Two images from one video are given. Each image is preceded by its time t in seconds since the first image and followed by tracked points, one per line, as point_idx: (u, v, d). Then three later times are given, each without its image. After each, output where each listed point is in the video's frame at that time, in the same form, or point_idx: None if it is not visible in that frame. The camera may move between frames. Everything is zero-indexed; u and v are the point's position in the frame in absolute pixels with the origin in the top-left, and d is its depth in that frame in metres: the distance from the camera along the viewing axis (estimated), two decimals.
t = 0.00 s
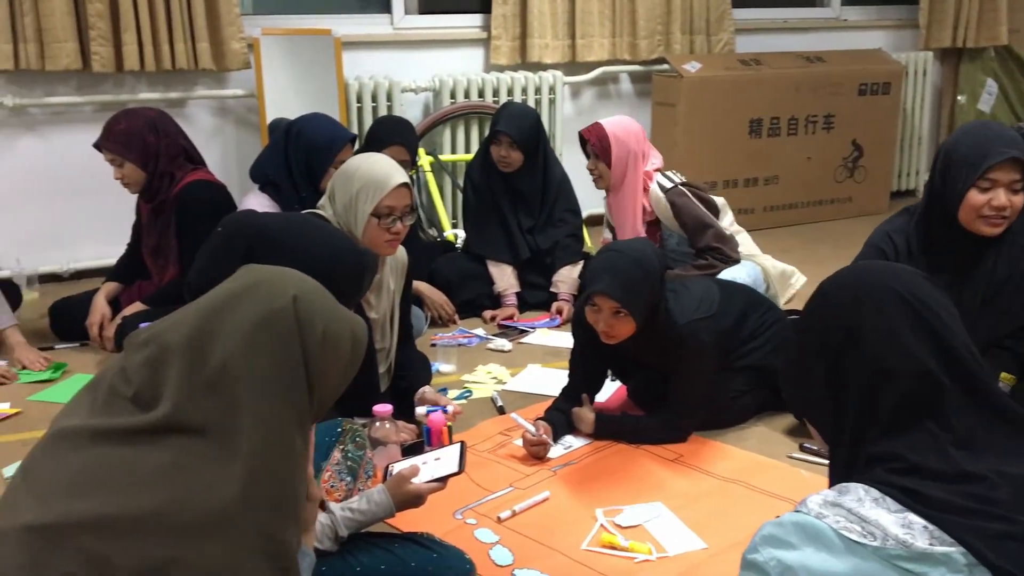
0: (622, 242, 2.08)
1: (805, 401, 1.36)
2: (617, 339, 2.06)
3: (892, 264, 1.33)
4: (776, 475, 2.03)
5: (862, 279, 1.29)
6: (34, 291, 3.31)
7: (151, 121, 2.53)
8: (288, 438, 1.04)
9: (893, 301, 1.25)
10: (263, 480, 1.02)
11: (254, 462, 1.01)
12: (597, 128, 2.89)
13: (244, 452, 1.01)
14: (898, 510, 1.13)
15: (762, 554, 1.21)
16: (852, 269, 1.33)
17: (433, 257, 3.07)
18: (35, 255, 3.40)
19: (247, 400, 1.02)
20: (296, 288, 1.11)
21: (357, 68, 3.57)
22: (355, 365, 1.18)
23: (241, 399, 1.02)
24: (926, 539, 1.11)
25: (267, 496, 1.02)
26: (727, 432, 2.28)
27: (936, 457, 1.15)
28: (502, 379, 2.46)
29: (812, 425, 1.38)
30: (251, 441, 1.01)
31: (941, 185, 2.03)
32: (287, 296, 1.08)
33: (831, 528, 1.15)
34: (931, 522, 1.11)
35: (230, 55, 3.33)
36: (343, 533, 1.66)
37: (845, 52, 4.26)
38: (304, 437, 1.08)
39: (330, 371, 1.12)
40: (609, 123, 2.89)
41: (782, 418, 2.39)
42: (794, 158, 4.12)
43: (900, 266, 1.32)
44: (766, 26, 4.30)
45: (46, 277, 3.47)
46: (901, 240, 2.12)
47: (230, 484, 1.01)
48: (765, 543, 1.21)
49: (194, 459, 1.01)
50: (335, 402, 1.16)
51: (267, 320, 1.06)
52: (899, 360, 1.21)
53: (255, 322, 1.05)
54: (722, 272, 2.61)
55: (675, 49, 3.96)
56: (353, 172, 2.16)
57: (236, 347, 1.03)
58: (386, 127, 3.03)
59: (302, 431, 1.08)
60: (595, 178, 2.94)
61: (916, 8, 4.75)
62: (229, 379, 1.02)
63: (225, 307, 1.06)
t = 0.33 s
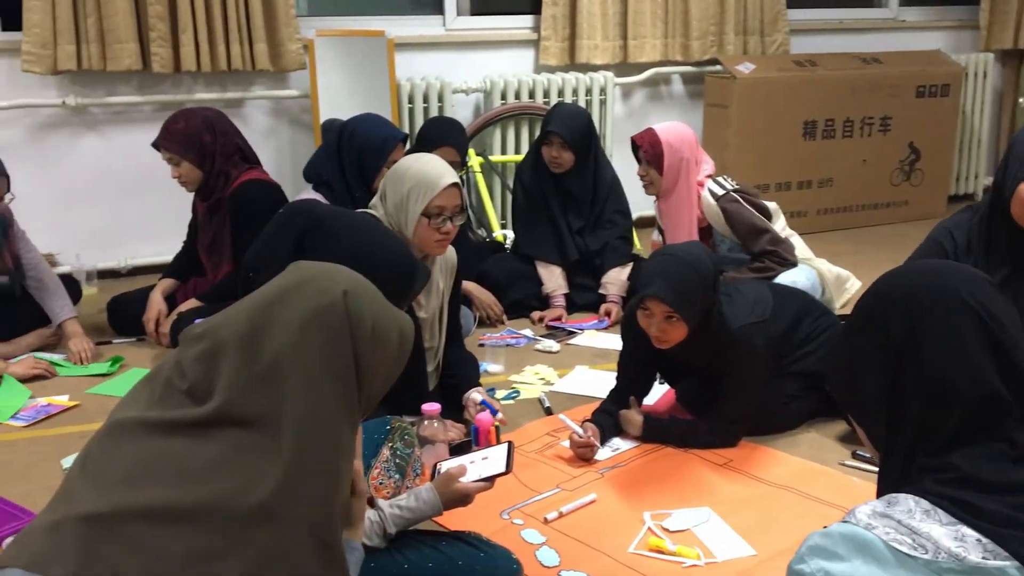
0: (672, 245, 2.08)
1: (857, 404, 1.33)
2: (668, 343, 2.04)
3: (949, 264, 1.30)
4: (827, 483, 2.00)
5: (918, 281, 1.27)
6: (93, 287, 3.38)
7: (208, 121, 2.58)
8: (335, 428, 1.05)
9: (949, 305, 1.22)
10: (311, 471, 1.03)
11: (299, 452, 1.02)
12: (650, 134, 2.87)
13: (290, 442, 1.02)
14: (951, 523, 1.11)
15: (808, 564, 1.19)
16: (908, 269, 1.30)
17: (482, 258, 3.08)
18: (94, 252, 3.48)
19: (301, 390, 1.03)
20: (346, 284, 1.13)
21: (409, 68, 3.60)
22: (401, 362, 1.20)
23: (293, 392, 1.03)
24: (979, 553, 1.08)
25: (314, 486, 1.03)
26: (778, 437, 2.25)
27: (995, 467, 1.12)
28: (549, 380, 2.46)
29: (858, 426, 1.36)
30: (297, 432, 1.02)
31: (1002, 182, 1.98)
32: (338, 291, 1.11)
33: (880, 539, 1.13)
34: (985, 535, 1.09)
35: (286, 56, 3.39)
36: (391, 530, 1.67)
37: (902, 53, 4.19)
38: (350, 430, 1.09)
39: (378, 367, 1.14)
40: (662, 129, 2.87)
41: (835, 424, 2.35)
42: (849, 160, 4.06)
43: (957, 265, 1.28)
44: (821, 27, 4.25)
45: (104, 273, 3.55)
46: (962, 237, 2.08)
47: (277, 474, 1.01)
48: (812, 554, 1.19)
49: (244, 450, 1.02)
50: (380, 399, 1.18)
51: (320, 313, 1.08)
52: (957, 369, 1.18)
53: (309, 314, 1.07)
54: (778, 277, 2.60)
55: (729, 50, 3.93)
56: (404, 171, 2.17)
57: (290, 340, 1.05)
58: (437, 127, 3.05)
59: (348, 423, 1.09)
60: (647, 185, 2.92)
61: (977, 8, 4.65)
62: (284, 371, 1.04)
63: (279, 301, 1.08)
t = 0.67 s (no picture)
0: (722, 252, 2.06)
1: (921, 413, 1.33)
2: (718, 349, 2.03)
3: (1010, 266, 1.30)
4: (880, 490, 1.97)
5: (977, 285, 1.28)
6: (150, 283, 3.46)
7: (263, 120, 2.62)
8: (386, 425, 1.07)
9: (1007, 310, 1.22)
10: (363, 466, 1.04)
11: (353, 448, 1.03)
12: (706, 135, 2.84)
13: (343, 438, 1.03)
14: (1009, 532, 1.13)
15: (861, 567, 1.21)
16: (967, 273, 1.31)
17: (530, 258, 3.09)
18: (151, 249, 3.56)
19: (354, 387, 1.04)
20: (398, 283, 1.14)
21: (460, 69, 3.62)
22: (451, 360, 1.20)
23: (346, 389, 1.04)
24: None
25: (366, 481, 1.04)
26: (830, 444, 2.23)
27: None
28: (597, 381, 2.45)
29: (923, 432, 1.37)
30: (351, 427, 1.03)
31: None
32: (390, 289, 1.12)
33: (936, 545, 1.13)
34: None
35: (339, 56, 3.43)
36: (438, 528, 1.67)
37: (960, 53, 4.11)
38: (402, 426, 1.10)
39: (429, 365, 1.15)
40: (717, 130, 2.84)
41: (889, 431, 2.32)
42: (905, 162, 3.99)
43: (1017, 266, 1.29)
44: (877, 27, 4.18)
45: (161, 270, 3.63)
46: None
47: (330, 469, 1.02)
48: (866, 558, 1.21)
49: (298, 444, 1.03)
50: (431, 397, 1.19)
51: (373, 311, 1.09)
52: (1014, 377, 1.19)
53: (363, 313, 1.08)
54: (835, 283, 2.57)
55: (782, 50, 3.88)
56: (454, 171, 2.19)
57: (343, 336, 1.06)
58: (487, 128, 3.06)
59: (400, 419, 1.10)
60: (700, 186, 2.89)
61: None
62: (336, 368, 1.05)
63: (332, 298, 1.09)
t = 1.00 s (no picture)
0: (801, 260, 2.02)
1: (996, 416, 1.39)
2: (785, 358, 2.01)
3: None
4: (942, 496, 1.93)
5: None
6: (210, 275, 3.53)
7: (323, 117, 2.64)
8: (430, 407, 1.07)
9: None
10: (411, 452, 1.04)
11: (396, 429, 1.04)
12: (769, 134, 2.79)
13: (389, 426, 1.04)
14: None
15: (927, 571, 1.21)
16: None
17: (584, 256, 3.08)
18: (211, 243, 3.62)
19: (393, 372, 1.05)
20: (440, 270, 1.15)
21: (517, 66, 3.63)
22: (503, 352, 1.19)
23: (387, 372, 1.05)
24: None
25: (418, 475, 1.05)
26: (891, 449, 2.19)
27: None
28: (650, 380, 2.44)
29: (997, 437, 1.43)
30: (394, 409, 1.04)
31: None
32: (430, 277, 1.12)
33: (1003, 552, 1.13)
34: None
35: (395, 53, 3.46)
36: (491, 524, 1.67)
37: None
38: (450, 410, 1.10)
39: (474, 354, 1.15)
40: (780, 130, 2.79)
41: (952, 437, 2.27)
42: (970, 161, 3.89)
43: None
44: (943, 23, 4.09)
45: (221, 263, 3.69)
46: None
47: (379, 462, 1.03)
48: (932, 561, 1.21)
49: (344, 428, 1.04)
50: (484, 389, 1.19)
51: (413, 298, 1.10)
52: None
53: (401, 300, 1.09)
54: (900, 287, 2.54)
55: (844, 47, 3.82)
56: (511, 168, 2.19)
57: (383, 322, 1.07)
58: (543, 124, 3.06)
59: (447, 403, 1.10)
60: (761, 186, 2.84)
61: None
62: (378, 352, 1.06)
63: (374, 289, 1.11)
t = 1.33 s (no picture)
0: (872, 259, 1.99)
1: None
2: (847, 357, 1.96)
3: None
4: (1015, 505, 1.87)
5: None
6: (275, 267, 3.60)
7: (388, 112, 2.68)
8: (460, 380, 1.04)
9: None
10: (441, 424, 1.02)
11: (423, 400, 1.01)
12: (850, 134, 2.76)
13: (415, 398, 1.01)
14: None
15: None
16: None
17: (645, 253, 3.06)
18: (276, 235, 3.69)
19: (420, 345, 1.03)
20: (480, 251, 1.13)
21: (581, 62, 3.62)
22: (548, 337, 1.14)
23: (417, 346, 1.04)
24: None
25: (458, 453, 1.03)
26: (961, 456, 2.13)
27: None
28: (712, 380, 2.42)
29: None
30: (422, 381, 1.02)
31: None
32: (470, 257, 1.11)
33: None
34: None
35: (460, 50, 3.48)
36: (550, 519, 1.67)
37: None
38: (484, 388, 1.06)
39: (513, 335, 1.11)
40: (862, 129, 2.75)
41: None
42: None
43: None
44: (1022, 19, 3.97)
45: (285, 255, 3.76)
46: None
47: (405, 435, 1.00)
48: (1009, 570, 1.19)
49: (373, 401, 1.03)
50: (530, 376, 1.14)
51: (448, 275, 1.08)
52: None
53: (435, 276, 1.08)
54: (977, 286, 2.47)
55: (917, 43, 3.73)
56: (575, 164, 2.18)
57: (416, 298, 1.06)
58: (606, 120, 3.05)
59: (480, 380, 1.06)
60: (844, 187, 2.80)
61: None
62: (408, 328, 1.05)
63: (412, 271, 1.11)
